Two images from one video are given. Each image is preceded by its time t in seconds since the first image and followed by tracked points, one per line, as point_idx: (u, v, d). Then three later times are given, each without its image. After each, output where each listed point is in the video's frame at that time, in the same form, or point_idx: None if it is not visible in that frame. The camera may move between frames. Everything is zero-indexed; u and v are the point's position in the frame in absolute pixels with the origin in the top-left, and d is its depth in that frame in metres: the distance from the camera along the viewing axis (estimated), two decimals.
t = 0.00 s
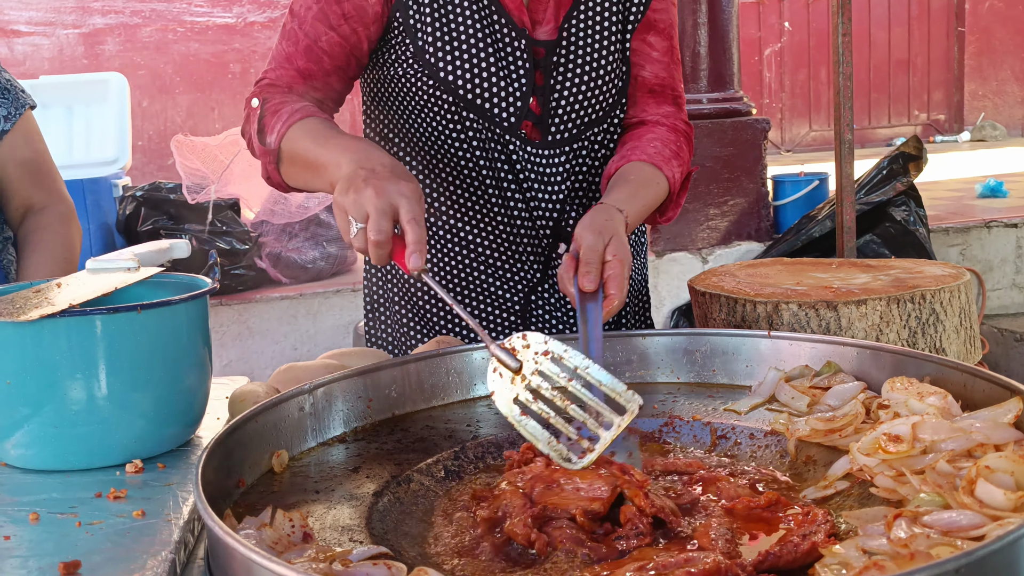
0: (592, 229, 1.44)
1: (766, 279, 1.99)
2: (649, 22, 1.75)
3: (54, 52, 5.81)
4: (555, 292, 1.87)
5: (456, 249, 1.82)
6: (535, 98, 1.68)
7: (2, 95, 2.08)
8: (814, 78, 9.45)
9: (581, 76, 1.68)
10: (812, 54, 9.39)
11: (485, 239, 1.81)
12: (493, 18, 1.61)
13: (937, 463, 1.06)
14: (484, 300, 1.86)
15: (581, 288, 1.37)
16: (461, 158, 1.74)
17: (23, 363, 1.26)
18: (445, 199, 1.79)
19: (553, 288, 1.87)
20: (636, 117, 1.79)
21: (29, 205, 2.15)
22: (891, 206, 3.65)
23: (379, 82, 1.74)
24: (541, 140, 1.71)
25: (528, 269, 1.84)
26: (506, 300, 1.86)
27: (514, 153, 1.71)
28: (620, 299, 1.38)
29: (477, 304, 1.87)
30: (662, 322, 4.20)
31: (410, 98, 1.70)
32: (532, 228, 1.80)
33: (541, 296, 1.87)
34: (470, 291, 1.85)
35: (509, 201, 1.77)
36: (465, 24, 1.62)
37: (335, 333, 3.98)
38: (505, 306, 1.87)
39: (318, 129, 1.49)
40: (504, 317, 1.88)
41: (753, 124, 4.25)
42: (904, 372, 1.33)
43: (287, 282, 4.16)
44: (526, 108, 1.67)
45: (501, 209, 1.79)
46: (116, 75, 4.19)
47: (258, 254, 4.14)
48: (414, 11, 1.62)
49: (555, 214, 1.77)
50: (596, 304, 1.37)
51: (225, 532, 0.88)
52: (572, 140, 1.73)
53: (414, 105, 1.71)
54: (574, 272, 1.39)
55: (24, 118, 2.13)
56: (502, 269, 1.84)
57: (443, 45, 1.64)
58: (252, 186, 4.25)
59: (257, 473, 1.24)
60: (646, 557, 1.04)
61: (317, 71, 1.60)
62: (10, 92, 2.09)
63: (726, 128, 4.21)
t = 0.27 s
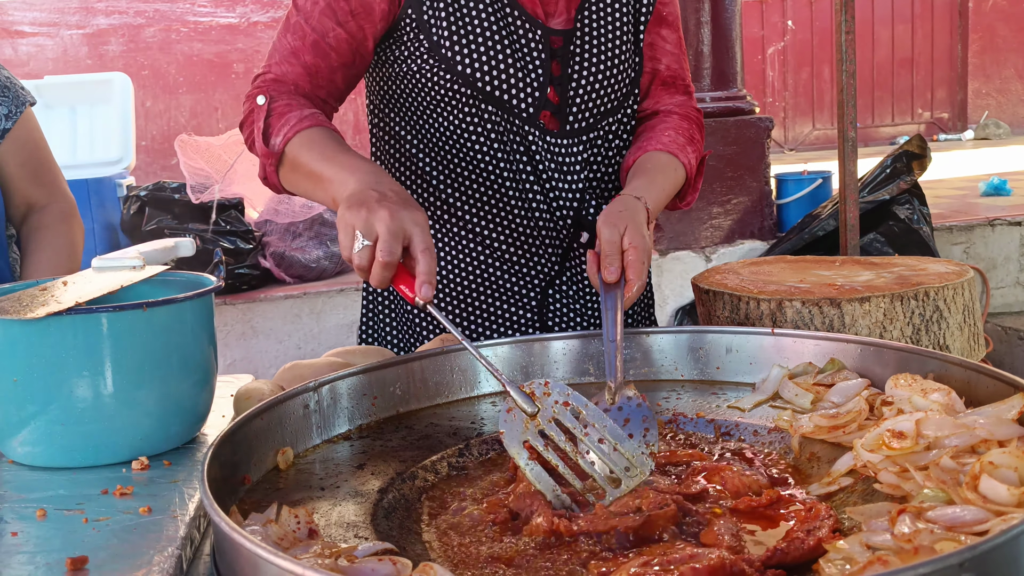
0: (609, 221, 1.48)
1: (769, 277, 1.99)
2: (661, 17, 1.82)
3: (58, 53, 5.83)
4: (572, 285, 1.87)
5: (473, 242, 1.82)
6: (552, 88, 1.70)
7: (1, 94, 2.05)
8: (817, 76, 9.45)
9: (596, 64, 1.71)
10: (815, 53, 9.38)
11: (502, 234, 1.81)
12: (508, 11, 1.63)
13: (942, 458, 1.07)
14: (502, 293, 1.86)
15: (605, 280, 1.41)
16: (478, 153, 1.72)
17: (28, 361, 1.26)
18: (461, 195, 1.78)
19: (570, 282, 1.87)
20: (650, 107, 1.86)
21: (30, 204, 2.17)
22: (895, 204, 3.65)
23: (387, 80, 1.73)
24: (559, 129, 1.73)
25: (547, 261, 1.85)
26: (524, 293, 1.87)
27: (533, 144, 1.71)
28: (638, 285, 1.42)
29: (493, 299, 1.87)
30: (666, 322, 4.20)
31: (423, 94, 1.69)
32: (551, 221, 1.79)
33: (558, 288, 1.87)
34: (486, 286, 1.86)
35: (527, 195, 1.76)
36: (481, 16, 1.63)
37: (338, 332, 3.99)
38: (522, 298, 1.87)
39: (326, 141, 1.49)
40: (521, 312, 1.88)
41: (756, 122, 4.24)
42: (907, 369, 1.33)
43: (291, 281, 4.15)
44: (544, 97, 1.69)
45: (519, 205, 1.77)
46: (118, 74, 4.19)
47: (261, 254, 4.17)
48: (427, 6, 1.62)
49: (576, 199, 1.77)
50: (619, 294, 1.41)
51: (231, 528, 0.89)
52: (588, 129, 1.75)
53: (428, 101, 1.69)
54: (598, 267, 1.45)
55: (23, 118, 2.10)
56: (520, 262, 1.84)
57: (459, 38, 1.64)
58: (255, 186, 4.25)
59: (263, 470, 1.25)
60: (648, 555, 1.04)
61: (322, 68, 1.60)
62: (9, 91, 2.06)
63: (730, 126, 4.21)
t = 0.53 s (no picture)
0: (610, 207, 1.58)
1: (767, 277, 1.99)
2: (664, 14, 1.85)
3: (58, 53, 5.83)
4: (575, 275, 1.85)
5: (476, 232, 1.78)
6: (559, 76, 1.70)
7: None
8: (817, 76, 9.43)
9: (603, 56, 1.72)
10: (815, 53, 9.37)
11: (506, 222, 1.78)
12: None
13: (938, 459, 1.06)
14: (504, 286, 1.82)
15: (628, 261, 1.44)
16: (485, 138, 1.71)
17: (24, 361, 1.26)
18: (466, 183, 1.75)
19: (572, 273, 1.85)
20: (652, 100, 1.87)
21: (26, 202, 2.16)
22: (894, 204, 3.63)
23: (391, 66, 1.71)
24: (564, 117, 1.73)
25: (549, 252, 1.82)
26: (525, 285, 1.83)
27: (539, 130, 1.72)
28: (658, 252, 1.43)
29: (496, 290, 1.82)
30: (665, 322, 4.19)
31: (429, 78, 1.67)
32: (554, 208, 1.79)
33: (560, 280, 1.84)
34: (487, 278, 1.81)
35: (532, 182, 1.75)
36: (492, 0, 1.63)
37: (337, 332, 3.98)
38: (524, 291, 1.83)
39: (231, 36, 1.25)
40: (524, 304, 1.84)
41: (756, 122, 4.24)
42: (904, 369, 1.33)
43: (289, 281, 4.13)
44: (552, 84, 1.69)
45: (524, 192, 1.76)
46: (117, 75, 4.25)
47: (260, 254, 4.16)
48: None
49: (579, 189, 1.79)
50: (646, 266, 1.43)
51: (224, 528, 0.88)
52: (592, 119, 1.76)
53: (435, 85, 1.67)
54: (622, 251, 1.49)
55: (20, 116, 2.11)
56: (522, 254, 1.81)
57: (468, 22, 1.63)
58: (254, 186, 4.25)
59: (258, 471, 1.24)
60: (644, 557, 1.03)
61: None
62: (6, 88, 2.07)
63: (729, 126, 4.20)
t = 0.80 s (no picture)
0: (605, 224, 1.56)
1: (764, 276, 1.99)
2: (663, 9, 1.83)
3: (57, 53, 5.83)
4: (572, 276, 1.84)
5: (477, 235, 1.78)
6: (559, 78, 1.70)
7: None
8: (817, 76, 9.43)
9: (602, 57, 1.71)
10: (815, 53, 9.37)
11: (502, 223, 1.78)
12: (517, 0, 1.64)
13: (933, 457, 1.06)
14: (504, 290, 1.81)
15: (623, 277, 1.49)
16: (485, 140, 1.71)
17: (19, 359, 1.26)
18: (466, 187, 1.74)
19: (570, 274, 1.84)
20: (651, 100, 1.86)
21: (25, 201, 2.15)
22: (892, 204, 3.62)
23: (389, 69, 1.71)
24: (565, 119, 1.72)
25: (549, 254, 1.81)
26: (525, 289, 1.82)
27: (538, 133, 1.71)
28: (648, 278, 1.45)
29: (493, 293, 1.82)
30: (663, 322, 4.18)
31: (429, 81, 1.67)
32: (554, 210, 1.79)
33: (559, 282, 1.83)
34: (488, 281, 1.81)
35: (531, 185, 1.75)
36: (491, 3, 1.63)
37: (336, 332, 3.98)
38: (523, 295, 1.82)
39: (270, 105, 1.32)
40: (521, 308, 1.83)
41: (754, 121, 4.23)
42: (899, 367, 1.33)
43: (288, 281, 4.13)
44: (551, 86, 1.69)
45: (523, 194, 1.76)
46: (116, 74, 4.25)
47: (259, 254, 4.16)
48: None
49: (580, 192, 1.78)
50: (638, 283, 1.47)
51: (217, 526, 0.88)
52: (592, 121, 1.75)
53: (434, 88, 1.67)
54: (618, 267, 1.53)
55: (19, 112, 2.13)
56: (522, 256, 1.81)
57: (468, 25, 1.63)
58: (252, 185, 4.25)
59: (254, 469, 1.24)
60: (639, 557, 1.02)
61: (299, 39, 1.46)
62: (5, 84, 2.09)
63: (728, 126, 4.20)
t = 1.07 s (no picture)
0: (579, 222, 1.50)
1: (762, 275, 1.99)
2: None
3: (57, 53, 5.84)
4: (581, 276, 1.83)
5: (480, 240, 1.80)
6: (555, 81, 1.70)
7: None
8: (816, 76, 9.43)
9: (600, 54, 1.69)
10: (814, 52, 9.38)
11: (507, 227, 1.78)
12: (507, 6, 1.64)
13: (930, 454, 1.06)
14: (510, 292, 1.84)
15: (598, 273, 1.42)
16: (483, 146, 1.72)
17: (17, 357, 1.26)
18: (468, 194, 1.75)
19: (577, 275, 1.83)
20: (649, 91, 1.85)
21: (22, 198, 2.15)
22: (892, 204, 3.61)
23: (385, 80, 1.73)
24: (564, 121, 1.73)
25: (555, 256, 1.82)
26: (531, 290, 1.84)
27: (538, 137, 1.73)
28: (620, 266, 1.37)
29: (498, 293, 1.84)
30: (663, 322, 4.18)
31: (424, 90, 1.69)
32: (558, 212, 1.79)
33: (566, 282, 1.83)
34: (493, 283, 1.83)
35: (531, 189, 1.76)
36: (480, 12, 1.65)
37: (335, 332, 3.98)
38: (530, 296, 1.84)
39: (348, 171, 1.60)
40: (530, 307, 1.85)
41: (753, 121, 4.23)
42: (898, 366, 1.33)
43: (287, 281, 4.15)
44: (547, 90, 1.70)
45: (524, 198, 1.77)
46: (116, 74, 4.26)
47: (258, 254, 4.16)
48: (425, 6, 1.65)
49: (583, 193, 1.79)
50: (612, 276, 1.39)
51: (214, 524, 0.88)
52: (592, 120, 1.75)
53: (430, 97, 1.69)
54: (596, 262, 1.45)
55: (17, 109, 2.13)
56: (527, 259, 1.81)
57: (457, 35, 1.66)
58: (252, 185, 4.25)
59: (252, 467, 1.24)
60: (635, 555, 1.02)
61: (334, 90, 1.68)
62: (3, 82, 2.09)
63: (727, 125, 4.20)
